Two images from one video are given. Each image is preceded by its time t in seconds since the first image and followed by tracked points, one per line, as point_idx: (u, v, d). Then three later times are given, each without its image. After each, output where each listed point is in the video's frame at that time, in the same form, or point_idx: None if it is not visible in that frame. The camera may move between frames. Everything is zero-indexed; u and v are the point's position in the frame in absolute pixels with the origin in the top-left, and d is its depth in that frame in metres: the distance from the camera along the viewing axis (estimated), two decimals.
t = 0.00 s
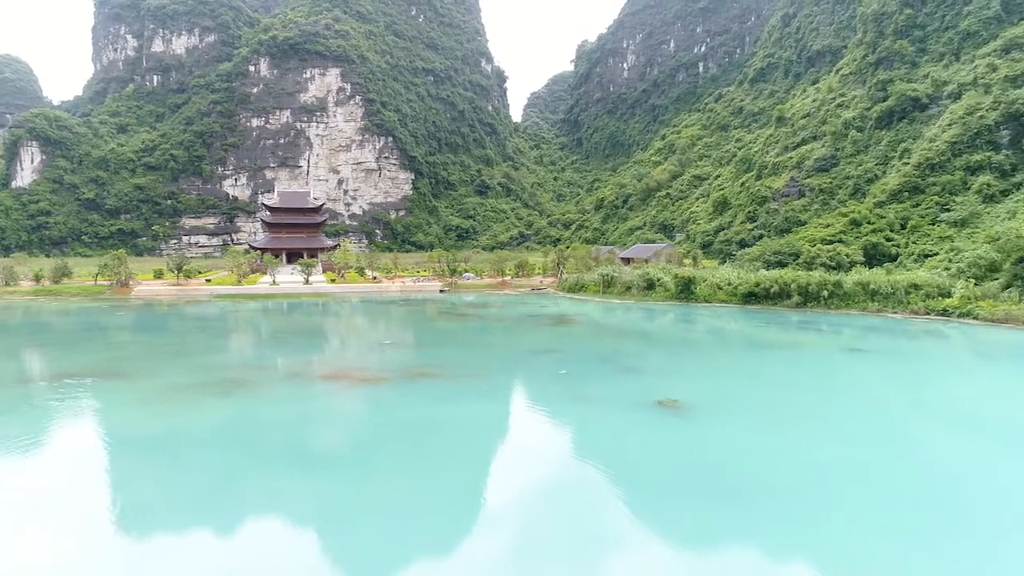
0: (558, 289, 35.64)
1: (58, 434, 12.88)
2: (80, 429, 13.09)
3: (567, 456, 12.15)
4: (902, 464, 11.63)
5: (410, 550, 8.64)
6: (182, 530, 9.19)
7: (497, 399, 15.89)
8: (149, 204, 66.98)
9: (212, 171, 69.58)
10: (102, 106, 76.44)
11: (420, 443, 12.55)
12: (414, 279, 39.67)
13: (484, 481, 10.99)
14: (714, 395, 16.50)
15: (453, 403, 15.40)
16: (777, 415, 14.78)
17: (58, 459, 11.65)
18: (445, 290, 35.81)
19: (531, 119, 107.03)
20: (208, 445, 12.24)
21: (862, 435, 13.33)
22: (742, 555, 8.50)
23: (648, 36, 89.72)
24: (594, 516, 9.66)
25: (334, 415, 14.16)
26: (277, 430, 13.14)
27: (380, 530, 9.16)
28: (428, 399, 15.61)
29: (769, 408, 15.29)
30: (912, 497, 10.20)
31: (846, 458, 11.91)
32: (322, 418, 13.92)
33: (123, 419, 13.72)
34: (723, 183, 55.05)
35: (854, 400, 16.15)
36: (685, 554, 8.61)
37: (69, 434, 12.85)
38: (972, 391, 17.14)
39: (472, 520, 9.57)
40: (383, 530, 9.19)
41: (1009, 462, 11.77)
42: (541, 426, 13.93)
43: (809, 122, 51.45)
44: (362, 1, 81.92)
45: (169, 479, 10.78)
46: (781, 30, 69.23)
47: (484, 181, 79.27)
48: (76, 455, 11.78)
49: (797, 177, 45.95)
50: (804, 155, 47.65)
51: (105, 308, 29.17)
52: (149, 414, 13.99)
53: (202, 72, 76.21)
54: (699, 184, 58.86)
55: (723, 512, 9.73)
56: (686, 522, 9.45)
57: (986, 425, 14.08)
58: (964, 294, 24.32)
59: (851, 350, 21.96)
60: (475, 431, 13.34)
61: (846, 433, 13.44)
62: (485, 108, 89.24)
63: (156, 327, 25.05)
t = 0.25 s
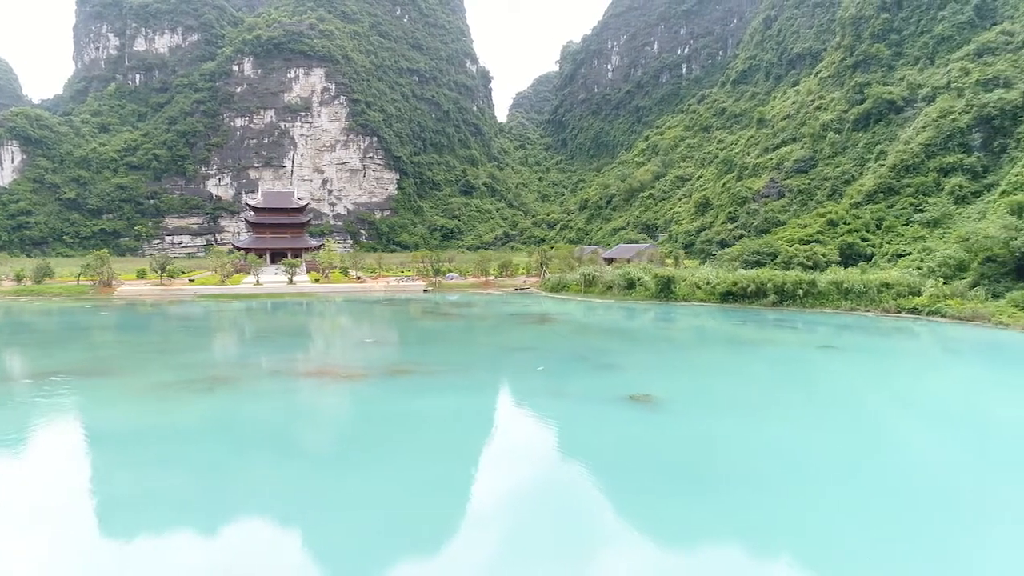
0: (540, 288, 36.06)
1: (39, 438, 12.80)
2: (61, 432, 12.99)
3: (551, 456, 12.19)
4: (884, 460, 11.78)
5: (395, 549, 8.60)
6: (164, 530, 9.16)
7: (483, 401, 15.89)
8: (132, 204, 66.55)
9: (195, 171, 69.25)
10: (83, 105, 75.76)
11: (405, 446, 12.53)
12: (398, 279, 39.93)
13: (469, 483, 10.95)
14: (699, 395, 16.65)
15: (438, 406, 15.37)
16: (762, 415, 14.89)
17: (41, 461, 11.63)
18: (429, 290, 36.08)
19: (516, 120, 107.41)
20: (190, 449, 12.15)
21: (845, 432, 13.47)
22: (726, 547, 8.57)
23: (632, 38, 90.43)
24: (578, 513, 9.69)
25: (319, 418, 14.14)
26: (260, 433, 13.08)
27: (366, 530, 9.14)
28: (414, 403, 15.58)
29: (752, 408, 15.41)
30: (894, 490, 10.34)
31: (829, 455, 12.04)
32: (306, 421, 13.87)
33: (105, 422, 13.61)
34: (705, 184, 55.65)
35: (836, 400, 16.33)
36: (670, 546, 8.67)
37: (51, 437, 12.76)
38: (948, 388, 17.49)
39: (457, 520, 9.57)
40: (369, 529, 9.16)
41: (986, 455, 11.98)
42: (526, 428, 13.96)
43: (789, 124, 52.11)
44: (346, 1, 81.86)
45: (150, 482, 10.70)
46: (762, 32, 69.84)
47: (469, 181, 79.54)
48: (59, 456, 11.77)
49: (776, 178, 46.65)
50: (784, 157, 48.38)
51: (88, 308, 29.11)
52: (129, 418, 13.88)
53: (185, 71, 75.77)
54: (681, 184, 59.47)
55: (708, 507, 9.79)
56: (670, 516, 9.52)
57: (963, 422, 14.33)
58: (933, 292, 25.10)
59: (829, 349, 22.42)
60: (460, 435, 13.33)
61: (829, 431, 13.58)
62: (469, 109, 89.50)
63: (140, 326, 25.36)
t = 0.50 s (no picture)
0: (524, 288, 36.40)
1: (21, 439, 12.79)
2: (44, 434, 12.94)
3: (537, 456, 12.31)
4: (865, 458, 12.02)
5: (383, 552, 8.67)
6: (149, 531, 9.19)
7: (468, 401, 16.06)
8: (115, 204, 66.08)
9: (179, 170, 68.82)
10: (65, 104, 75.05)
11: (393, 448, 12.59)
12: (384, 278, 40.12)
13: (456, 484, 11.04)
14: (684, 394, 16.86)
15: (425, 407, 15.44)
16: (746, 414, 15.12)
17: (23, 462, 11.65)
18: (414, 290, 36.27)
19: (503, 120, 107.70)
20: (175, 451, 12.18)
21: (827, 432, 13.71)
22: (706, 545, 8.76)
23: (617, 39, 91.00)
24: (563, 513, 9.85)
25: (306, 418, 14.19)
26: (246, 434, 13.11)
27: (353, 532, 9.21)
28: (401, 403, 15.64)
29: (737, 407, 15.62)
30: (872, 489, 10.57)
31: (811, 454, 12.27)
32: (292, 422, 13.92)
33: (89, 422, 13.60)
34: (689, 184, 56.04)
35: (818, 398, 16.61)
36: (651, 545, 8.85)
37: (33, 438, 12.77)
38: (924, 386, 17.88)
39: (444, 521, 9.65)
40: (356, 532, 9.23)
41: (964, 452, 12.25)
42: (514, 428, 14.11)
43: (770, 125, 52.61)
44: (331, 1, 81.75)
45: (135, 485, 10.70)
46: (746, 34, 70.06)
47: (455, 181, 79.71)
48: (41, 457, 11.79)
49: (757, 179, 47.17)
50: (766, 158, 48.92)
51: (71, 308, 29.03)
52: (114, 418, 13.89)
53: (169, 71, 75.31)
54: (665, 185, 59.92)
55: (692, 506, 9.97)
56: (653, 515, 9.70)
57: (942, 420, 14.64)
58: (906, 291, 25.76)
59: (809, 347, 22.80)
60: (448, 436, 13.42)
61: (811, 430, 13.82)
62: (455, 109, 89.64)
63: (123, 326, 25.37)
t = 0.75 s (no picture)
0: (508, 288, 36.74)
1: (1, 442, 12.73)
2: (25, 435, 12.90)
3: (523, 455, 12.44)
4: (844, 455, 12.27)
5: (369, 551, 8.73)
6: (133, 535, 9.22)
7: (452, 400, 16.28)
8: (97, 204, 65.40)
9: (162, 170, 68.34)
10: (45, 103, 74.15)
11: (379, 448, 12.66)
12: (368, 278, 40.32)
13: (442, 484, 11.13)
14: (667, 394, 17.10)
15: (411, 407, 15.51)
16: (728, 412, 15.36)
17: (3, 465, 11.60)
18: (398, 290, 36.46)
19: (488, 120, 107.94)
20: (159, 452, 12.19)
21: (807, 429, 13.96)
22: (686, 541, 8.94)
23: (602, 40, 91.62)
24: (546, 511, 9.99)
25: (290, 419, 14.23)
26: (231, 435, 13.14)
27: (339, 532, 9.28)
28: (387, 404, 15.70)
29: (719, 406, 15.88)
30: (851, 484, 10.81)
31: (792, 451, 12.50)
32: (277, 422, 13.95)
33: (72, 423, 13.57)
34: (671, 185, 56.28)
35: (799, 397, 16.91)
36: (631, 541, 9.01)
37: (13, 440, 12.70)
38: (901, 383, 18.31)
39: (429, 520, 9.73)
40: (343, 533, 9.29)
41: (940, 448, 12.53)
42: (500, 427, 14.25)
43: (752, 126, 53.01)
44: (316, 1, 81.56)
45: (117, 487, 10.71)
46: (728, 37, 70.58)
47: (440, 182, 79.85)
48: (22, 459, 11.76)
49: (739, 179, 47.25)
50: (747, 159, 48.91)
51: (52, 308, 28.93)
52: (97, 419, 13.86)
53: (151, 70, 74.76)
54: (649, 185, 60.38)
55: (674, 504, 10.15)
56: (636, 512, 9.88)
57: (918, 416, 14.97)
58: (880, 290, 26.42)
59: (789, 346, 23.24)
60: (434, 436, 13.51)
61: (792, 428, 14.07)
62: (440, 109, 89.74)
63: (105, 326, 25.34)
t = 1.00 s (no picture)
0: (490, 287, 37.06)
1: None
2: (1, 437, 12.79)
3: (509, 454, 12.51)
4: (824, 453, 12.50)
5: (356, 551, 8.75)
6: (114, 537, 9.17)
7: (436, 400, 16.37)
8: (75, 204, 64.48)
9: (142, 169, 67.73)
10: (22, 102, 73.07)
11: (364, 449, 12.67)
12: (351, 278, 40.48)
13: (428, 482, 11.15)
14: (650, 393, 17.29)
15: (396, 408, 15.53)
16: (711, 411, 15.58)
17: None
18: (380, 289, 36.65)
19: (471, 120, 108.13)
20: (141, 455, 12.13)
21: (787, 428, 14.21)
22: (669, 536, 9.08)
23: (584, 41, 92.17)
24: (531, 508, 10.07)
25: (273, 420, 14.21)
26: (213, 436, 13.10)
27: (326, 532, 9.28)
28: (372, 404, 15.73)
29: (700, 405, 16.11)
30: (830, 482, 11.03)
31: (772, 449, 12.72)
32: (261, 423, 13.92)
33: (51, 425, 13.47)
34: (653, 185, 56.47)
35: (779, 396, 17.20)
36: (616, 537, 9.12)
37: None
38: (876, 382, 18.74)
39: (414, 519, 9.75)
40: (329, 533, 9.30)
41: (915, 445, 12.84)
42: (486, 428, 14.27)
43: (730, 129, 52.92)
44: None
45: (96, 490, 10.65)
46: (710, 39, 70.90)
47: (423, 182, 79.92)
48: None
49: (718, 180, 47.17)
50: (726, 160, 48.91)
51: (31, 308, 28.76)
52: (78, 420, 13.80)
53: (131, 68, 74.03)
54: (630, 186, 60.86)
55: (654, 500, 10.28)
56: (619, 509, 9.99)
57: (895, 415, 15.27)
58: (852, 289, 27.08)
59: (768, 345, 23.70)
60: (418, 436, 13.56)
61: (773, 427, 14.31)
62: (424, 109, 89.71)
63: (85, 325, 25.26)
